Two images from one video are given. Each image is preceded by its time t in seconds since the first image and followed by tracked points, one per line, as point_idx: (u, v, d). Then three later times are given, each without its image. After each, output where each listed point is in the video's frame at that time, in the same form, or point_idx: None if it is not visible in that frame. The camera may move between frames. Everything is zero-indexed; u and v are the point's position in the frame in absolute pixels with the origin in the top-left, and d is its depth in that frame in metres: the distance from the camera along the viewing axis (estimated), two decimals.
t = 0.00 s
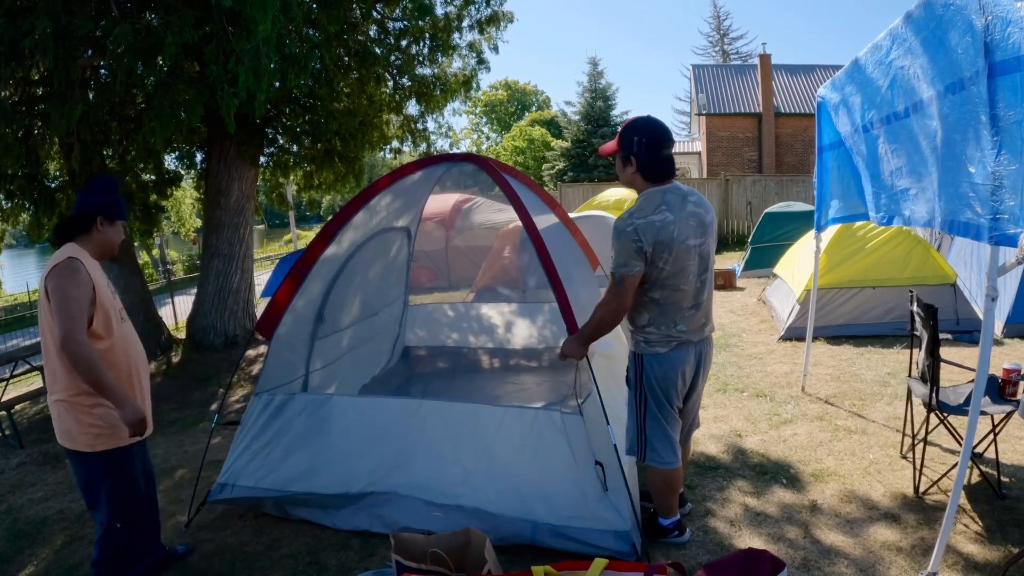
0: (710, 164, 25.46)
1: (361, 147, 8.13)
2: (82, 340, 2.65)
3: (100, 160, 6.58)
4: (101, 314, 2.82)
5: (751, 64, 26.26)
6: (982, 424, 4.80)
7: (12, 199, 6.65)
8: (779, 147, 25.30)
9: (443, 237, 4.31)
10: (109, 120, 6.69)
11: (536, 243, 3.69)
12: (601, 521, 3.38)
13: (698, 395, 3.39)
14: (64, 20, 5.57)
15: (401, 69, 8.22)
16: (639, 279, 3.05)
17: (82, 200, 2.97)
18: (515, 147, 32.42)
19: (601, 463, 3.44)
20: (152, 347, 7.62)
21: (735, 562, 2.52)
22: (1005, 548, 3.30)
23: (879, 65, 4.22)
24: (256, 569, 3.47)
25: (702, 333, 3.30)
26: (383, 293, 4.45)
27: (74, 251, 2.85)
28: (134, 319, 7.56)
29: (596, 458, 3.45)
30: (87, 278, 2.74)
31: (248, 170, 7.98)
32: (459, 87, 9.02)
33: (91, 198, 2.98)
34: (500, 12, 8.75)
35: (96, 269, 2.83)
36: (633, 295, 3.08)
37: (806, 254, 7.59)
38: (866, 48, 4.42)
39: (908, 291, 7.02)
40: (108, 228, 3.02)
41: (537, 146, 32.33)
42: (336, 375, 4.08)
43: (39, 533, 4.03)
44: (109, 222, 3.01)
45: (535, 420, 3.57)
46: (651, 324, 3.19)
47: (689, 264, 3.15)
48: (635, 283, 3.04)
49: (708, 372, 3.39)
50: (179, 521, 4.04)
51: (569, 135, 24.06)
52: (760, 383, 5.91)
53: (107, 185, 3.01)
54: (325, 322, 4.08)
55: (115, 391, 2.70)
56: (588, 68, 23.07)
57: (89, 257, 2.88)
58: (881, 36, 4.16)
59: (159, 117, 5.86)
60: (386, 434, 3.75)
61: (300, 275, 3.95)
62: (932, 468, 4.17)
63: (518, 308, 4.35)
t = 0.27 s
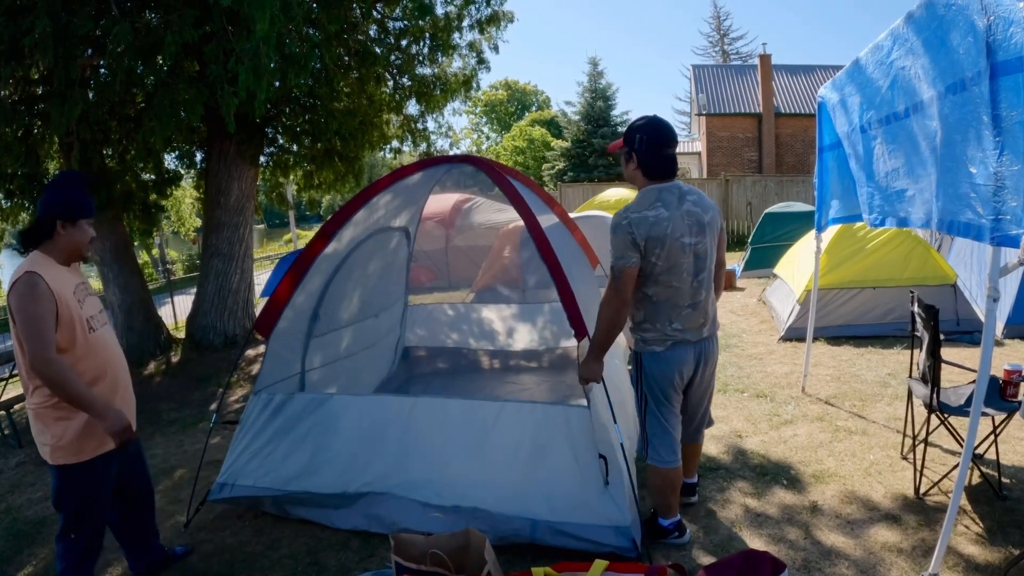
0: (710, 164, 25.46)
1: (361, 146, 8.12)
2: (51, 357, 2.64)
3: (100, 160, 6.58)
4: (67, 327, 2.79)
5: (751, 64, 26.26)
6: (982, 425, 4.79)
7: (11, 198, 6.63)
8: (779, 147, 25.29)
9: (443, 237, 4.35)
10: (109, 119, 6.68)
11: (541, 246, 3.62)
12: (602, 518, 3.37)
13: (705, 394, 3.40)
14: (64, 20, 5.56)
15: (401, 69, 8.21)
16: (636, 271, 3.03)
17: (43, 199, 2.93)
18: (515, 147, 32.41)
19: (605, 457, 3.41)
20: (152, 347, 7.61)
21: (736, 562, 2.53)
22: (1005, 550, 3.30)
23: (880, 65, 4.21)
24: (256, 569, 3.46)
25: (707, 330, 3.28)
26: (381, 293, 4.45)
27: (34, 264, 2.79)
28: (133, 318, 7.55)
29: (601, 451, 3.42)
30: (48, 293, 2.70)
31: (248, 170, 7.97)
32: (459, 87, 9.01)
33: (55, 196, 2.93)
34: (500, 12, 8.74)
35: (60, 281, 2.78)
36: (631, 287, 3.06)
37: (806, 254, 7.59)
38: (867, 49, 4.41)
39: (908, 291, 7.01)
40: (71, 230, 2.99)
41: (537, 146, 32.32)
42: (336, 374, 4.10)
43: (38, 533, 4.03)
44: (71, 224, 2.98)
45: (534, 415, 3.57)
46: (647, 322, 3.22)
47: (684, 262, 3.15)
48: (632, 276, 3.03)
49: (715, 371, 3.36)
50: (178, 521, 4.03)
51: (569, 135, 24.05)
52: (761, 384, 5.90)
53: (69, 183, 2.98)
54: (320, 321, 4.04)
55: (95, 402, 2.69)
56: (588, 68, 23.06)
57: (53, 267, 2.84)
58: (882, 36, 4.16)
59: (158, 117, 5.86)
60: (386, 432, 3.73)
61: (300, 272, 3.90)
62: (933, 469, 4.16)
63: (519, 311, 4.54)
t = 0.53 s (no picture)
0: (710, 165, 25.45)
1: (361, 145, 8.12)
2: None
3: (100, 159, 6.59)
4: None
5: (751, 64, 26.27)
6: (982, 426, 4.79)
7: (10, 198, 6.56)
8: (779, 147, 25.29)
9: (443, 236, 4.30)
10: (109, 118, 6.68)
11: (541, 246, 3.63)
12: (602, 516, 3.37)
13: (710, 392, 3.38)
14: (64, 19, 5.56)
15: (401, 68, 8.22)
16: (650, 257, 3.11)
17: None
18: (515, 147, 32.41)
19: (606, 453, 3.42)
20: (151, 346, 7.61)
21: (735, 562, 2.55)
22: (1004, 550, 3.31)
23: (879, 66, 4.22)
24: (256, 568, 3.47)
25: (713, 327, 3.29)
26: (381, 292, 4.45)
27: None
28: (133, 317, 7.55)
29: (602, 448, 3.43)
30: None
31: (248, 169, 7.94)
32: (459, 87, 9.02)
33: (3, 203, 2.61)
34: (501, 11, 8.74)
35: None
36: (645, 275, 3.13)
37: (806, 255, 7.58)
38: (867, 50, 4.42)
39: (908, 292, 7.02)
40: (19, 241, 2.63)
41: (537, 146, 32.33)
42: (336, 375, 4.08)
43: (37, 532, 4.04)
44: (19, 234, 2.62)
45: (533, 412, 3.58)
46: (654, 314, 3.24)
47: (695, 260, 3.20)
48: (647, 263, 3.10)
49: (721, 367, 3.35)
50: (178, 521, 4.04)
51: (569, 135, 24.06)
52: (760, 384, 5.90)
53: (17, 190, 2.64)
54: (320, 321, 4.05)
55: None
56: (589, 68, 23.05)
57: None
58: (882, 37, 4.16)
59: (158, 116, 5.87)
60: (387, 430, 3.74)
61: (300, 271, 3.91)
62: (932, 470, 4.17)
63: (518, 310, 4.57)
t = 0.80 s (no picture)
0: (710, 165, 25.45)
1: (361, 145, 8.13)
2: None
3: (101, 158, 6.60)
4: None
5: (751, 64, 26.28)
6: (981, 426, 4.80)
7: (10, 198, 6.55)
8: (779, 147, 25.30)
9: (444, 236, 4.33)
10: (110, 117, 6.68)
11: (543, 246, 3.62)
12: (602, 514, 3.38)
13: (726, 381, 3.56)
14: (66, 19, 5.57)
15: (402, 68, 8.22)
16: (673, 247, 3.36)
17: None
18: (515, 147, 32.42)
19: (606, 453, 3.42)
20: (152, 345, 7.61)
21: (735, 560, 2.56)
22: (1003, 550, 3.31)
23: (879, 67, 4.23)
24: (257, 567, 3.47)
25: (731, 319, 3.50)
26: (382, 292, 4.47)
27: None
28: (133, 316, 7.55)
29: (602, 448, 3.43)
30: None
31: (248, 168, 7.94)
32: (460, 87, 9.02)
33: None
34: (502, 11, 8.74)
35: None
36: (668, 266, 3.38)
37: (806, 255, 7.59)
38: (866, 51, 4.43)
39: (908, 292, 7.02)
40: None
41: (537, 146, 32.35)
42: (336, 374, 4.08)
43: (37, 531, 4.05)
44: None
45: (533, 410, 3.59)
46: (676, 302, 3.47)
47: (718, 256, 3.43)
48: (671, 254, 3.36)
49: (736, 359, 3.55)
50: (178, 520, 4.04)
51: (569, 135, 24.07)
52: (760, 384, 5.91)
53: None
54: (321, 321, 4.05)
55: None
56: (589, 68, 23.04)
57: None
58: (882, 38, 4.17)
59: (159, 115, 5.88)
60: (388, 428, 3.75)
61: (301, 271, 3.91)
62: (931, 470, 4.17)
63: (518, 309, 4.64)
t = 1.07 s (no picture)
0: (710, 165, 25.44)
1: (362, 145, 8.12)
2: None
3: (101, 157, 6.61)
4: None
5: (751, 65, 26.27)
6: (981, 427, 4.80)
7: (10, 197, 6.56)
8: (780, 147, 25.29)
9: (444, 235, 4.37)
10: (110, 117, 6.68)
11: (543, 245, 3.61)
12: (603, 512, 3.38)
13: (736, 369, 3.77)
14: (66, 17, 5.57)
15: (402, 68, 8.22)
16: (680, 238, 3.70)
17: None
18: (516, 147, 32.41)
19: (606, 452, 3.42)
20: (152, 344, 7.61)
21: (734, 559, 2.57)
22: (1003, 550, 3.31)
23: (878, 67, 4.23)
24: (256, 566, 3.47)
25: (737, 307, 3.72)
26: (382, 290, 4.48)
27: None
28: (134, 316, 7.55)
29: (601, 447, 3.43)
30: None
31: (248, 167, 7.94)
32: (460, 86, 9.02)
33: None
34: (502, 11, 8.74)
35: None
36: (676, 256, 3.74)
37: (806, 255, 7.59)
38: (866, 51, 4.43)
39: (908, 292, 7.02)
40: None
41: (538, 146, 32.36)
42: (335, 373, 4.07)
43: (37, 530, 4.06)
44: None
45: (534, 410, 3.58)
46: (685, 289, 3.74)
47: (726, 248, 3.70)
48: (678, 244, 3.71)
49: (744, 348, 3.75)
50: (178, 519, 4.05)
51: (570, 135, 24.06)
52: (761, 384, 5.91)
53: None
54: (321, 319, 4.05)
55: None
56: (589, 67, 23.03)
57: None
58: (881, 38, 4.17)
59: (160, 114, 5.89)
60: (388, 427, 3.75)
61: (301, 270, 3.91)
62: (931, 470, 4.17)
63: (518, 308, 4.64)
